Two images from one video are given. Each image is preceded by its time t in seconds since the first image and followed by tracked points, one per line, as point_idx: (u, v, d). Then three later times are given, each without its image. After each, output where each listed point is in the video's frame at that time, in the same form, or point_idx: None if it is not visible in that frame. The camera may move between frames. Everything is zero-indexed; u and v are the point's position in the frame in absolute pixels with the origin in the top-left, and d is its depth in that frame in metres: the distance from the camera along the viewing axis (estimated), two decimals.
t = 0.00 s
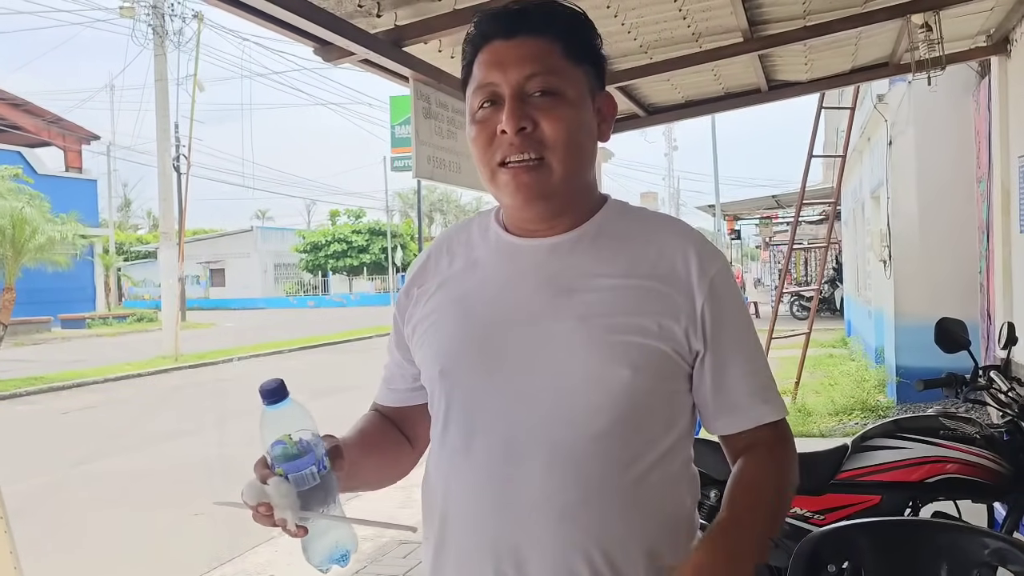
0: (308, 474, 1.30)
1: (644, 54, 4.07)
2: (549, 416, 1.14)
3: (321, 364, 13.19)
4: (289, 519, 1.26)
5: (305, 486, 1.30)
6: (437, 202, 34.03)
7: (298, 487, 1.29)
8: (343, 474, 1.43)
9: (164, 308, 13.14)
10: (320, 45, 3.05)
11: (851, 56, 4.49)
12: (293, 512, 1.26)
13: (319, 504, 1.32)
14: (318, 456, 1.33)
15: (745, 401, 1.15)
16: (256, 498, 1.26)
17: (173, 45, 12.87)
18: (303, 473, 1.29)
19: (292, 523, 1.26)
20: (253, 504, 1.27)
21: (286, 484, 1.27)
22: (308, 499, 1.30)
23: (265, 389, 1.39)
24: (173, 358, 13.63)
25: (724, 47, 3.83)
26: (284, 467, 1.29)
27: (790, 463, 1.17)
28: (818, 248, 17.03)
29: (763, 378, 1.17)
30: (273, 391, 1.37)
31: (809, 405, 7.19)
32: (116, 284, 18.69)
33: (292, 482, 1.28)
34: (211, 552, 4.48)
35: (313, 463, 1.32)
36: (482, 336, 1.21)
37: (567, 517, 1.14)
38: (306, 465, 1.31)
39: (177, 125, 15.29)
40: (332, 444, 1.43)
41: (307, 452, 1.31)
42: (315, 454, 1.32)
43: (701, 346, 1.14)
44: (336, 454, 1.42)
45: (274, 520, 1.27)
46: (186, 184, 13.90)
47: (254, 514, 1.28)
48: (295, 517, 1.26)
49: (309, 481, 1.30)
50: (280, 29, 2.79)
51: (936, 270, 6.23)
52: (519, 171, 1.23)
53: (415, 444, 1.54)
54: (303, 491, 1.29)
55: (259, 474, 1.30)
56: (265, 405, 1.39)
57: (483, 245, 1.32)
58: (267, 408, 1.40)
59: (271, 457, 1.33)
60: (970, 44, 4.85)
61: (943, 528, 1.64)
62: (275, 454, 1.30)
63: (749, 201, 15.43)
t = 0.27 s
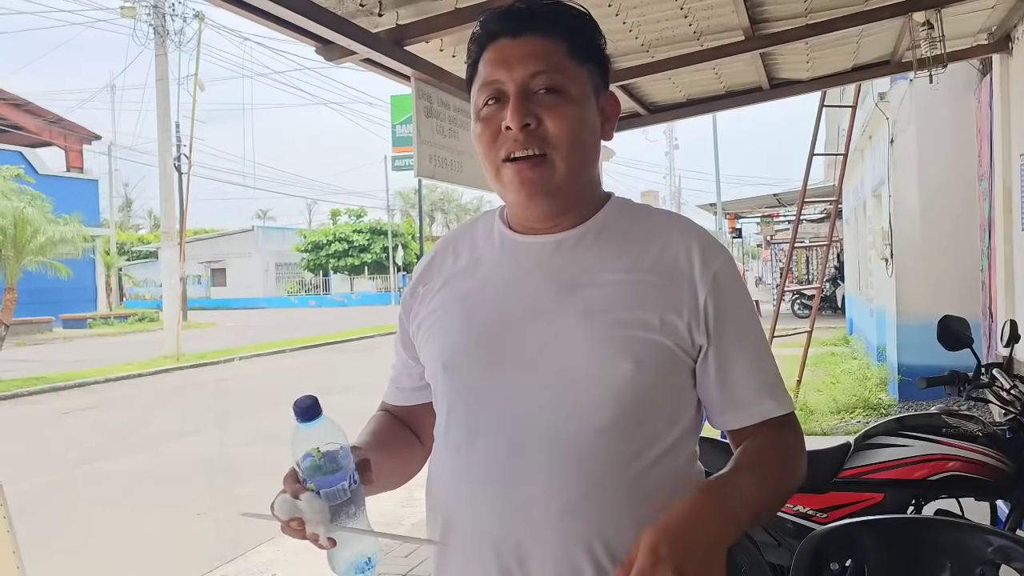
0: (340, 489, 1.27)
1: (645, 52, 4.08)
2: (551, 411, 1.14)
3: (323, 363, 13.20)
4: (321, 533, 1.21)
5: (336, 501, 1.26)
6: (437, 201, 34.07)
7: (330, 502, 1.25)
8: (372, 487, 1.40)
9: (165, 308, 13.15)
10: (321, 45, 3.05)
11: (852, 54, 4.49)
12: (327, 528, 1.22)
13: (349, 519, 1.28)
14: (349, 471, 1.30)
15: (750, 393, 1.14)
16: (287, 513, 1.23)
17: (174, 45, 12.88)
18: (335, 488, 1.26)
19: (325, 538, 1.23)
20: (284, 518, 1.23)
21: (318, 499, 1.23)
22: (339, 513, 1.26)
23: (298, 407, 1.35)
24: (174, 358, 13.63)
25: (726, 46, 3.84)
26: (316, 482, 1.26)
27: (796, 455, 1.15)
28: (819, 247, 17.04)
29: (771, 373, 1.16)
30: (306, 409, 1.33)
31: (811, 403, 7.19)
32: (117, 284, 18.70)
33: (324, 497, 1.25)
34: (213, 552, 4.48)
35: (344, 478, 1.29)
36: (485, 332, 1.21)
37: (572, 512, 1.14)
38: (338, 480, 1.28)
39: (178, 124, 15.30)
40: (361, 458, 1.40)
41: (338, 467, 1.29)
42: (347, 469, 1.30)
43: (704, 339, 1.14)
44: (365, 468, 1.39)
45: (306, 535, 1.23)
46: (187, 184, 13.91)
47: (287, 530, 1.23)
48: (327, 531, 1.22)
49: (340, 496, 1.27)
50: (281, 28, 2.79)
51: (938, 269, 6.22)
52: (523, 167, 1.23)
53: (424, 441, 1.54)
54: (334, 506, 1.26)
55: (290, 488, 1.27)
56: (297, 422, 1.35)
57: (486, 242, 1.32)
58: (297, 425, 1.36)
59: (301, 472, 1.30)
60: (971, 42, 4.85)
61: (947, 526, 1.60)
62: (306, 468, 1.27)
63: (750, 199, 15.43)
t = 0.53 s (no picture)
0: (344, 493, 1.27)
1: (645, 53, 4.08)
2: (550, 411, 1.15)
3: (323, 364, 13.19)
4: (324, 537, 1.21)
5: (339, 504, 1.26)
6: (437, 201, 34.11)
7: (332, 505, 1.25)
8: (375, 490, 1.39)
9: (165, 309, 13.14)
10: (322, 46, 3.05)
11: (851, 55, 4.50)
12: (329, 530, 1.22)
13: (352, 522, 1.28)
14: (352, 474, 1.30)
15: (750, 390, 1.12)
16: (290, 516, 1.23)
17: (173, 46, 12.87)
18: (338, 491, 1.26)
19: (327, 541, 1.23)
20: (286, 521, 1.24)
21: (321, 502, 1.23)
22: (341, 517, 1.26)
23: (302, 410, 1.35)
24: (174, 359, 13.63)
25: (725, 47, 3.84)
26: (319, 486, 1.26)
27: (799, 453, 1.11)
28: (818, 247, 17.04)
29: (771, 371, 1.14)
30: (309, 414, 1.32)
31: (810, 404, 7.20)
32: (117, 285, 18.67)
33: (327, 500, 1.25)
34: (213, 552, 4.48)
35: (347, 481, 1.29)
36: (484, 333, 1.21)
37: (572, 510, 1.14)
38: (341, 484, 1.28)
39: (177, 125, 15.29)
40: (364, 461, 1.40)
41: (341, 471, 1.28)
42: (349, 473, 1.29)
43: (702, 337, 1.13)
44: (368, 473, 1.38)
45: (308, 537, 1.23)
46: (187, 185, 13.90)
47: (291, 533, 1.24)
48: (329, 534, 1.22)
49: (343, 500, 1.27)
50: (282, 29, 2.79)
51: (938, 269, 6.22)
52: (523, 168, 1.23)
53: (428, 444, 1.54)
54: (336, 509, 1.26)
55: (294, 491, 1.27)
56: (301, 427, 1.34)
57: (486, 244, 1.32)
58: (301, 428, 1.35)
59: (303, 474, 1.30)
60: (971, 43, 4.84)
61: (948, 526, 1.58)
62: (310, 472, 1.27)
63: (749, 199, 15.44)
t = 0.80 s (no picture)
0: (342, 494, 1.27)
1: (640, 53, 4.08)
2: (545, 409, 1.15)
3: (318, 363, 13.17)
4: (323, 538, 1.21)
5: (338, 505, 1.26)
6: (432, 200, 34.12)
7: (331, 506, 1.25)
8: (372, 491, 1.39)
9: (160, 308, 13.10)
10: (317, 45, 3.05)
11: (846, 55, 4.51)
12: (327, 531, 1.22)
13: (351, 522, 1.28)
14: (349, 475, 1.30)
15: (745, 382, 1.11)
16: (290, 518, 1.23)
17: (168, 45, 12.84)
18: (336, 493, 1.27)
19: (327, 543, 1.22)
20: (286, 523, 1.24)
21: (320, 504, 1.23)
22: (340, 518, 1.26)
23: (298, 413, 1.35)
24: (169, 357, 13.60)
25: (720, 46, 3.85)
26: (317, 487, 1.25)
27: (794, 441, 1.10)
28: (813, 247, 17.10)
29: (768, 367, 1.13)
30: (306, 416, 1.33)
31: (805, 403, 7.22)
32: (112, 284, 18.61)
33: (326, 501, 1.25)
34: (208, 551, 4.47)
35: (346, 482, 1.29)
36: (479, 332, 1.21)
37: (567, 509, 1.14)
38: (339, 485, 1.28)
39: (172, 124, 15.26)
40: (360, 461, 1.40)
41: (339, 472, 1.29)
42: (347, 474, 1.30)
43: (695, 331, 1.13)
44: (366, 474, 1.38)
45: (308, 539, 1.23)
46: (182, 184, 13.87)
47: (291, 534, 1.23)
48: (329, 535, 1.22)
49: (342, 500, 1.27)
50: (277, 29, 2.79)
51: (933, 268, 6.24)
52: (514, 166, 1.23)
53: (424, 444, 1.54)
54: (335, 510, 1.26)
55: (293, 494, 1.27)
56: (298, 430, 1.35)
57: (479, 244, 1.32)
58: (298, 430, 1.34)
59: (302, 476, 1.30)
60: (965, 42, 4.86)
61: (943, 525, 1.58)
62: (308, 473, 1.26)
63: (744, 199, 15.48)
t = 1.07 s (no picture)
0: (336, 492, 1.27)
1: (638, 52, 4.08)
2: (543, 407, 1.15)
3: (315, 362, 13.16)
4: (317, 536, 1.23)
5: (332, 503, 1.26)
6: (429, 200, 34.10)
7: (325, 504, 1.25)
8: (366, 489, 1.41)
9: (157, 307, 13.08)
10: (315, 44, 3.05)
11: (844, 54, 4.52)
12: (321, 529, 1.23)
13: (347, 520, 1.29)
14: (344, 473, 1.30)
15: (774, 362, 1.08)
16: (284, 516, 1.24)
17: (165, 44, 12.81)
18: (331, 490, 1.27)
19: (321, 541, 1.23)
20: (280, 522, 1.24)
21: (314, 502, 1.23)
22: (335, 516, 1.26)
23: (292, 411, 1.35)
24: (167, 356, 13.59)
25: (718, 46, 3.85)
26: (311, 485, 1.25)
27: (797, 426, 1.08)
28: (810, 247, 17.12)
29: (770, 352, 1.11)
30: (300, 414, 1.33)
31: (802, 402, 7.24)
32: (109, 283, 18.58)
33: (320, 499, 1.25)
34: (206, 550, 4.47)
35: (340, 479, 1.29)
36: (477, 331, 1.21)
37: (565, 508, 1.14)
38: (334, 483, 1.28)
39: (169, 123, 15.23)
40: (355, 460, 1.41)
41: (333, 470, 1.29)
42: (341, 471, 1.29)
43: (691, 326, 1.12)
44: (359, 471, 1.40)
45: (302, 537, 1.24)
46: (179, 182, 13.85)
47: (285, 533, 1.24)
48: (324, 533, 1.23)
49: (336, 498, 1.27)
50: (275, 27, 2.79)
51: (930, 268, 6.24)
52: (508, 163, 1.22)
53: (424, 445, 1.53)
54: (330, 509, 1.26)
55: (287, 492, 1.27)
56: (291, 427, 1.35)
57: (476, 243, 1.32)
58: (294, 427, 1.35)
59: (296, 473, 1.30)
60: (963, 42, 4.86)
61: (940, 523, 1.58)
62: (302, 472, 1.26)
63: (742, 198, 15.49)
